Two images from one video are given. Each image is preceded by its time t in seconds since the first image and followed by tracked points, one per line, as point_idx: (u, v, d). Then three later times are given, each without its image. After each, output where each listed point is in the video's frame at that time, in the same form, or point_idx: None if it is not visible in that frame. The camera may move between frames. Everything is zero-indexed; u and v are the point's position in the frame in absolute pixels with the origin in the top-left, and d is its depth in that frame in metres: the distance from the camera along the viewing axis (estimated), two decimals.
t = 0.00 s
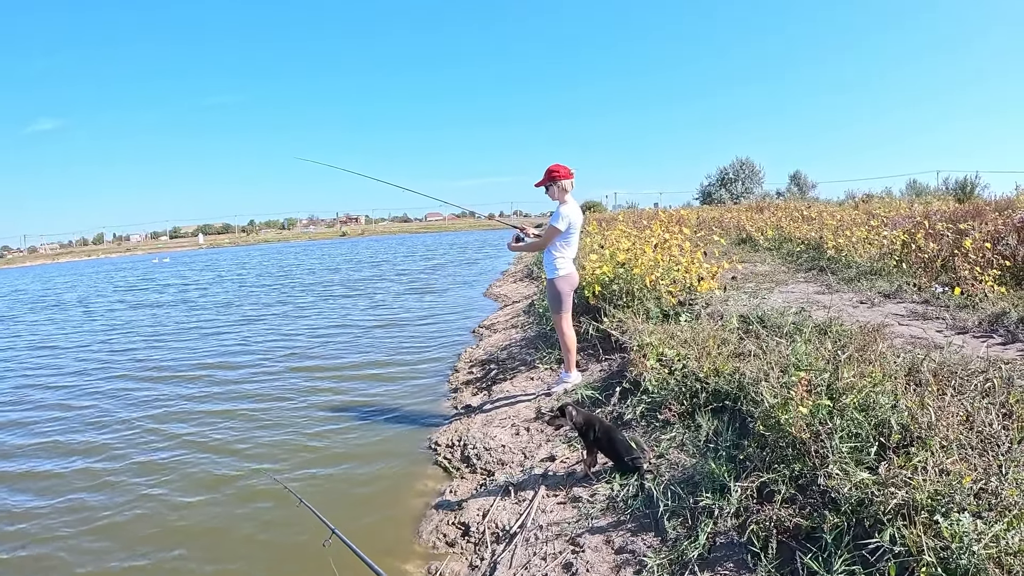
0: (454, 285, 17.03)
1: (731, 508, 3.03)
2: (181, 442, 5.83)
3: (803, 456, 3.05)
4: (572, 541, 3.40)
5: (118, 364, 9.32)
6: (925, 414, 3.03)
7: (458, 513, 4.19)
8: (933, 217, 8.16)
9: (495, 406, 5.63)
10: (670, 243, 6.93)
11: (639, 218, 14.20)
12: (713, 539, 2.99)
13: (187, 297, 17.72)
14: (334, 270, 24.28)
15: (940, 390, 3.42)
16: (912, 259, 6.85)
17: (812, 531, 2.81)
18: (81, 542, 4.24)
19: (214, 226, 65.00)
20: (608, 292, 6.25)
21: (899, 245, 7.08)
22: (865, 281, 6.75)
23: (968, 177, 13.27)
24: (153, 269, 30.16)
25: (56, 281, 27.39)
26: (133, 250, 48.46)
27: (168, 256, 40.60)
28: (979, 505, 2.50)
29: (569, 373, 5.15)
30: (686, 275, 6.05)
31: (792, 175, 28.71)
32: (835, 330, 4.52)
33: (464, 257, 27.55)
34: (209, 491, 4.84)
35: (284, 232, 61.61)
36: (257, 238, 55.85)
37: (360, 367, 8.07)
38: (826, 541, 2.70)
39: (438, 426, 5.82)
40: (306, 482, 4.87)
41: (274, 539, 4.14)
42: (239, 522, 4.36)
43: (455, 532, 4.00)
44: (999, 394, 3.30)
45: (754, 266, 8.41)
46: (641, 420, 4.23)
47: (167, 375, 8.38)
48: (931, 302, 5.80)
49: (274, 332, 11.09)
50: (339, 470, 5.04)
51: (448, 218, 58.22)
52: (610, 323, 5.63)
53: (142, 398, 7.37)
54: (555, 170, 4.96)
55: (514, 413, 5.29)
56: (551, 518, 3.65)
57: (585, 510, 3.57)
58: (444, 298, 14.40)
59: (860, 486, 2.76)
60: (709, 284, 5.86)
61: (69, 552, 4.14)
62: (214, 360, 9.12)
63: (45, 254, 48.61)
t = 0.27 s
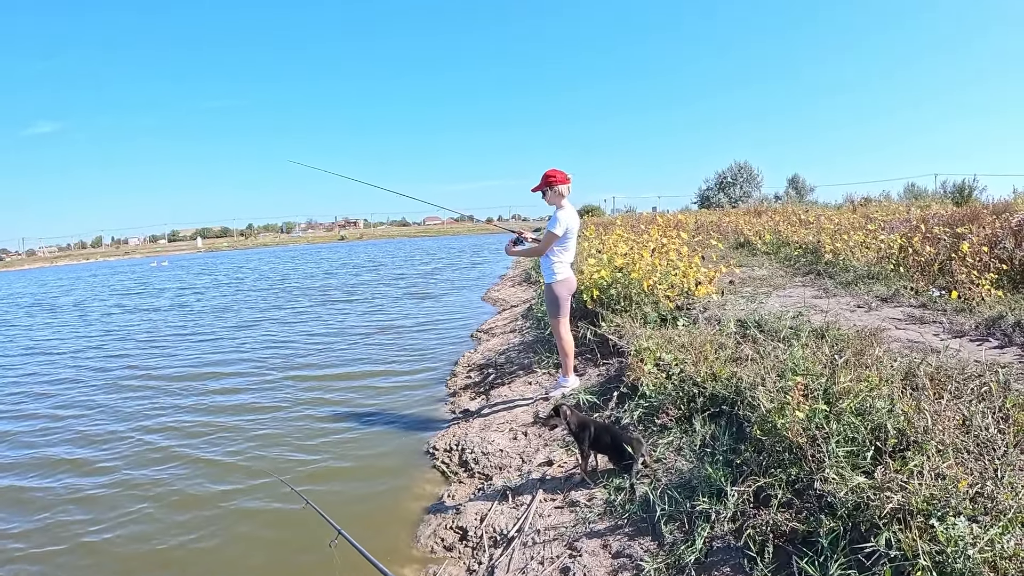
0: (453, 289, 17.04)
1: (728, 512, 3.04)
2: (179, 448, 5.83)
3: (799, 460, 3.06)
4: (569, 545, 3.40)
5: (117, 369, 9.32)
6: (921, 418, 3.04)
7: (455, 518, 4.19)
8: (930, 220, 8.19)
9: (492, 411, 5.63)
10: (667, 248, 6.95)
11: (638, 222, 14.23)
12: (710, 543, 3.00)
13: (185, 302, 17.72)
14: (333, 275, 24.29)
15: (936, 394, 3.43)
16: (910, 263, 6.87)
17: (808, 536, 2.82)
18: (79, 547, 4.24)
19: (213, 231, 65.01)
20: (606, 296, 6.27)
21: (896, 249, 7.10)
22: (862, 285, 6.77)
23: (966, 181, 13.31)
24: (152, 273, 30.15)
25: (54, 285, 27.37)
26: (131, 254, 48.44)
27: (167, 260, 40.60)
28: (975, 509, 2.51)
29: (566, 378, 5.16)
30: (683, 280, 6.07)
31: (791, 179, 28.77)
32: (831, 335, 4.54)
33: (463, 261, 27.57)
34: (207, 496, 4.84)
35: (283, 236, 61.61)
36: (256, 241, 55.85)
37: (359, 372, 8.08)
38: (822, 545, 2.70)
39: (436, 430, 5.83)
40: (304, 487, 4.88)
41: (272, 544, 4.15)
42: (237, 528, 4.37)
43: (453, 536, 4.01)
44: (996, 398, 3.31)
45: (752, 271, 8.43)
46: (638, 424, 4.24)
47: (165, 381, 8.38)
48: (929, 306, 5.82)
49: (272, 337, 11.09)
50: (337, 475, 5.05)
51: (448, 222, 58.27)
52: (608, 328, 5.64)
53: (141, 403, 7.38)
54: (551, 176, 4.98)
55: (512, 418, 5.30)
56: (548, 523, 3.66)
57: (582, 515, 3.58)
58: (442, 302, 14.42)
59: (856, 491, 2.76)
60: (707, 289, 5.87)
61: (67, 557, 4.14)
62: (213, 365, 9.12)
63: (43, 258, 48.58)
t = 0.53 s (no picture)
0: (452, 293, 17.04)
1: (726, 515, 3.04)
2: (178, 450, 5.83)
3: (797, 464, 3.07)
4: (567, 549, 3.41)
5: (115, 373, 9.31)
6: (918, 422, 3.05)
7: (454, 521, 4.19)
8: (928, 224, 8.20)
9: (491, 414, 5.64)
10: (666, 251, 6.96)
11: (636, 226, 14.25)
12: (708, 547, 3.01)
13: (184, 305, 17.70)
14: (332, 278, 24.27)
15: (934, 397, 3.44)
16: (908, 266, 6.88)
17: (805, 539, 2.82)
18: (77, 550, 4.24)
19: (212, 233, 64.98)
20: (604, 300, 6.28)
21: (894, 252, 7.12)
22: (861, 289, 6.78)
23: (964, 184, 13.34)
24: (150, 276, 30.11)
25: (52, 288, 27.32)
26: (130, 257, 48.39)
27: (165, 263, 40.56)
28: (971, 512, 2.52)
29: (565, 382, 5.16)
30: (682, 283, 6.07)
31: (789, 182, 28.83)
32: (829, 338, 4.55)
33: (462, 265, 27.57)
34: (206, 499, 4.84)
35: (282, 239, 61.59)
36: (255, 244, 55.83)
37: (357, 375, 8.08)
38: (819, 549, 2.71)
39: (435, 434, 5.83)
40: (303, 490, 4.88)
41: (270, 547, 4.15)
42: (236, 530, 4.37)
43: (451, 539, 4.01)
44: (993, 401, 3.32)
45: (750, 274, 8.45)
46: (637, 428, 4.25)
47: (163, 384, 8.37)
48: (926, 309, 5.83)
49: (271, 341, 11.09)
50: (335, 477, 5.05)
51: (447, 225, 58.29)
52: (606, 332, 5.65)
53: (139, 406, 7.38)
54: (550, 179, 5.00)
55: (510, 421, 5.30)
56: (546, 526, 3.66)
57: (580, 518, 3.58)
58: (441, 305, 14.42)
59: (853, 494, 2.77)
60: (705, 292, 5.88)
61: (65, 560, 4.14)
62: (212, 368, 9.12)
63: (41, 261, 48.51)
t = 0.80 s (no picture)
0: (452, 296, 17.05)
1: (725, 519, 3.05)
2: (178, 453, 5.84)
3: (796, 468, 3.08)
4: (567, 552, 3.41)
5: (115, 375, 9.32)
6: (917, 425, 3.05)
7: (453, 524, 4.20)
8: (928, 228, 8.21)
9: (490, 417, 5.65)
10: (666, 255, 6.98)
11: (637, 230, 14.26)
12: (707, 550, 3.01)
13: (184, 307, 17.70)
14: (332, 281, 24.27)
15: (933, 402, 3.45)
16: (908, 270, 6.89)
17: (805, 543, 2.83)
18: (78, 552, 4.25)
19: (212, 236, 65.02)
20: (604, 304, 6.29)
21: (893, 256, 7.13)
22: (860, 293, 6.79)
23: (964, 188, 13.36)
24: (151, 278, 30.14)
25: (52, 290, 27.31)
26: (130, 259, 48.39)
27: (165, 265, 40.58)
28: (970, 516, 2.52)
29: (564, 386, 5.15)
30: (682, 287, 6.09)
31: (789, 186, 28.85)
32: (829, 342, 4.56)
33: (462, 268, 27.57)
34: (206, 501, 4.85)
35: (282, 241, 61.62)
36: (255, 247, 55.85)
37: (357, 378, 8.10)
38: (818, 552, 2.72)
39: (435, 437, 5.84)
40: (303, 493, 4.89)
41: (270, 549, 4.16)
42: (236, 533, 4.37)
43: (451, 542, 4.02)
44: (992, 406, 3.32)
45: (750, 278, 8.46)
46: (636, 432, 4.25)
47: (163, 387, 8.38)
48: (926, 313, 5.84)
49: (271, 344, 11.10)
50: (335, 480, 5.06)
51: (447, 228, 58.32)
52: (606, 335, 5.66)
53: (140, 409, 7.38)
54: (552, 184, 5.02)
55: (510, 425, 5.31)
56: (546, 529, 3.67)
57: (580, 521, 3.58)
58: (442, 309, 14.43)
59: (852, 497, 2.78)
60: (705, 296, 5.90)
61: (66, 562, 4.15)
62: (212, 371, 9.13)
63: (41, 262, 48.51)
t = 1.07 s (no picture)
0: (453, 300, 17.06)
1: (726, 522, 3.05)
2: (179, 458, 5.84)
3: (796, 471, 3.07)
4: (568, 555, 3.41)
5: (116, 380, 9.32)
6: (917, 429, 3.05)
7: (454, 527, 4.19)
8: (928, 232, 8.23)
9: (490, 421, 5.65)
10: (666, 259, 6.99)
11: (637, 234, 14.28)
12: (708, 554, 3.02)
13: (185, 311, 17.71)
14: (332, 284, 24.26)
15: (933, 405, 3.45)
16: (908, 274, 6.90)
17: (805, 546, 2.83)
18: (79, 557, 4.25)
19: (212, 239, 65.07)
20: (604, 307, 6.30)
21: (893, 261, 7.14)
22: (860, 297, 6.80)
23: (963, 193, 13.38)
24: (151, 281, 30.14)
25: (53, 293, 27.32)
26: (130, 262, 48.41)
27: (166, 268, 40.59)
28: (971, 519, 2.53)
29: (565, 391, 5.11)
30: (682, 292, 6.10)
31: (789, 190, 28.89)
32: (829, 346, 4.56)
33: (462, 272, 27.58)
34: (208, 506, 4.86)
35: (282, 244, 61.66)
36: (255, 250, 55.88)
37: (357, 382, 8.10)
38: (819, 556, 2.72)
39: (435, 441, 5.84)
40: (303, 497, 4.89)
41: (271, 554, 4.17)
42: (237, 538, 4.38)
43: (451, 546, 4.01)
44: (992, 409, 3.33)
45: (750, 282, 8.47)
46: (637, 436, 4.26)
47: (164, 391, 8.38)
48: (926, 317, 5.85)
49: (272, 348, 11.10)
50: (335, 484, 5.06)
51: (447, 232, 58.35)
52: (606, 339, 5.67)
53: (140, 414, 7.39)
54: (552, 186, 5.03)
55: (510, 428, 5.31)
56: (547, 533, 3.67)
57: (580, 525, 3.58)
58: (442, 312, 14.44)
59: (853, 501, 2.78)
60: (705, 300, 5.90)
61: (67, 567, 4.15)
62: (213, 375, 9.13)
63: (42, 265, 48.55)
